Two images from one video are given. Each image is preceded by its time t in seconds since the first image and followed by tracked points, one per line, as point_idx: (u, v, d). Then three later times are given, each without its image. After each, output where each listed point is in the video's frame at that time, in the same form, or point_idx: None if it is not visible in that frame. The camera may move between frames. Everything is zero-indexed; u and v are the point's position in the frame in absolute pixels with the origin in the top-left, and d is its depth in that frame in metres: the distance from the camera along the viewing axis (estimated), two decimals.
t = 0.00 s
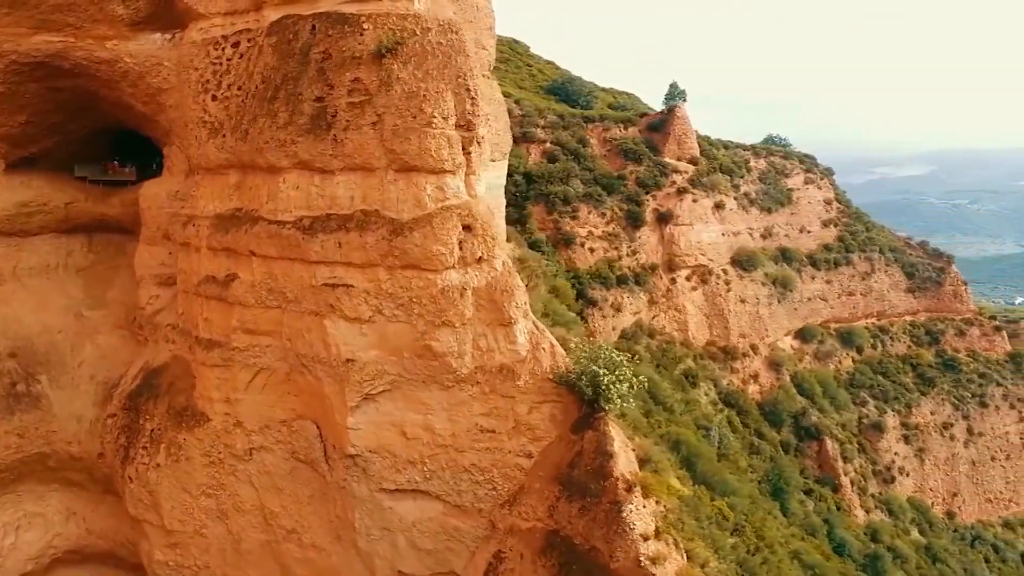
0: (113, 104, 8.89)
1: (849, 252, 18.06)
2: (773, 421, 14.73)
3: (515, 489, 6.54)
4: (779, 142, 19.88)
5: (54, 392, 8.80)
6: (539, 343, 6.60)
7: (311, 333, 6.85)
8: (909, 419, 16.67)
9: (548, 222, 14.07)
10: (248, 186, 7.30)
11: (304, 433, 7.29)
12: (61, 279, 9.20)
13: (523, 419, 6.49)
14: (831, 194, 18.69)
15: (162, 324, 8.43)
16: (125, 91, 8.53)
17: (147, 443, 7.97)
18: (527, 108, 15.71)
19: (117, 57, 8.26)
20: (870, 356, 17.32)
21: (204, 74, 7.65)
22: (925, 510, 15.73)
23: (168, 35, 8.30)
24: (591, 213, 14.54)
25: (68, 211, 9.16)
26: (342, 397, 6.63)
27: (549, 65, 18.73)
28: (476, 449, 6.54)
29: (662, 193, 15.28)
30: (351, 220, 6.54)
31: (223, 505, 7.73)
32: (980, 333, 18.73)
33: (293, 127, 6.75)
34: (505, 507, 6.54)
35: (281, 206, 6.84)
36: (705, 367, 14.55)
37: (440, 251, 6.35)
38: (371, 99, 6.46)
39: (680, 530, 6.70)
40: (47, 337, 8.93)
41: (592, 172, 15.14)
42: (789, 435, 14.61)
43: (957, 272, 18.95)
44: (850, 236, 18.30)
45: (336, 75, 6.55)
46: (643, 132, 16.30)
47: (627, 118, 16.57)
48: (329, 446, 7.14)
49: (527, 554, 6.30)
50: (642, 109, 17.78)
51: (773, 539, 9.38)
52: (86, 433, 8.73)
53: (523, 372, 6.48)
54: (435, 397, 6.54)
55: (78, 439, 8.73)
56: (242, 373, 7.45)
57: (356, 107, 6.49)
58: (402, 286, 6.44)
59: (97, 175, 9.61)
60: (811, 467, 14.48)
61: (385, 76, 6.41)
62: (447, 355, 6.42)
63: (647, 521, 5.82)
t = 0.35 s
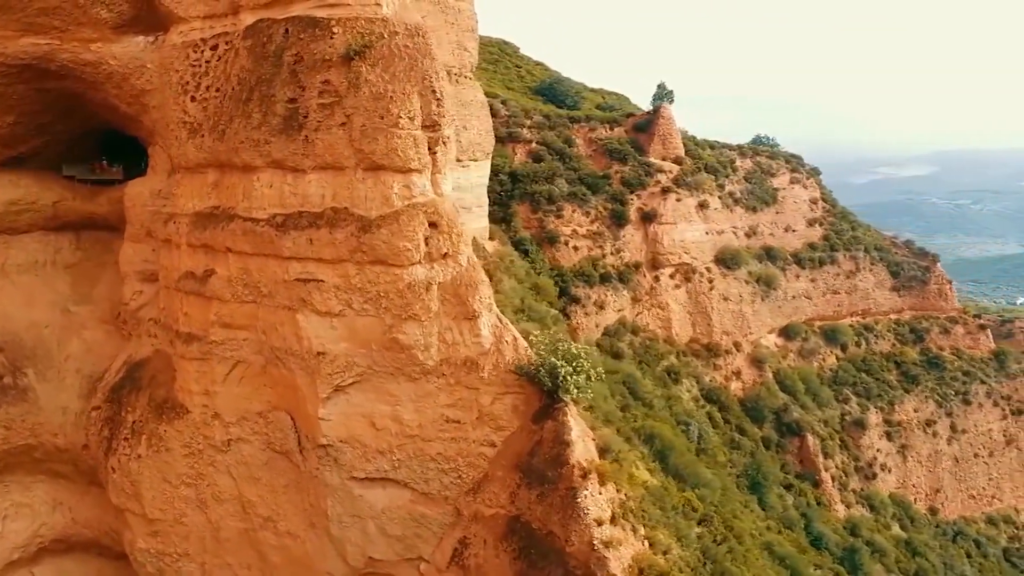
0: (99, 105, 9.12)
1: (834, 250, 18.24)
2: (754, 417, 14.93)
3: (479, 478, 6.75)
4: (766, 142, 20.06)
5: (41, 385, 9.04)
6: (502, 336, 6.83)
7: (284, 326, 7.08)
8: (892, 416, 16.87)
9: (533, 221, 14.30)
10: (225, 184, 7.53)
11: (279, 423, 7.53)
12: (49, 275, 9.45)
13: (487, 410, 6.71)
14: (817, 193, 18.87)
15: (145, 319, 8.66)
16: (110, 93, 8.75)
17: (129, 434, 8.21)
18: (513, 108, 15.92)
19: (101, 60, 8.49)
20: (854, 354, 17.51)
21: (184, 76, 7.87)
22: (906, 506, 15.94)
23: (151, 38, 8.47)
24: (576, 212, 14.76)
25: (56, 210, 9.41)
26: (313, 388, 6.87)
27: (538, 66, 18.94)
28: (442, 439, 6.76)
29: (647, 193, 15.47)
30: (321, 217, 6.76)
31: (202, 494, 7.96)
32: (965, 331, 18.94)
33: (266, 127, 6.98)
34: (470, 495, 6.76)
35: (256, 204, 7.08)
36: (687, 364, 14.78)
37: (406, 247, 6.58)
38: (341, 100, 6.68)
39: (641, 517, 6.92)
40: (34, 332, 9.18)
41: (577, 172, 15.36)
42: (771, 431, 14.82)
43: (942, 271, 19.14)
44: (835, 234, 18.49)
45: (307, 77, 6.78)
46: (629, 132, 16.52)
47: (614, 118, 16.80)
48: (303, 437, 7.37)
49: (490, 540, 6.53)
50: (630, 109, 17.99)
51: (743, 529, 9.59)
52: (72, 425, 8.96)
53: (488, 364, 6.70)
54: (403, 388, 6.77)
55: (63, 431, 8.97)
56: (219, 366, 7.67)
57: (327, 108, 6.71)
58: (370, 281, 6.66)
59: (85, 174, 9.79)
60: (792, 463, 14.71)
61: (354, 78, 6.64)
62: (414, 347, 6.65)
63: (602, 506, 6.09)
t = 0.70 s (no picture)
0: (90, 105, 9.35)
1: (825, 249, 18.36)
2: (742, 414, 15.11)
3: (452, 467, 6.95)
4: (760, 142, 20.20)
5: (33, 378, 9.30)
6: (475, 330, 7.00)
7: (265, 320, 7.30)
8: (881, 413, 17.02)
9: (523, 220, 14.49)
10: (210, 183, 7.75)
11: (261, 415, 7.74)
12: (43, 272, 9.70)
13: (459, 401, 6.90)
14: (809, 193, 19.01)
15: (135, 314, 8.89)
16: (101, 94, 8.98)
17: (118, 426, 8.44)
18: (505, 109, 16.11)
19: (91, 61, 8.71)
20: (844, 352, 17.66)
21: (171, 78, 8.09)
22: (894, 502, 16.11)
23: (140, 40, 8.67)
24: (566, 211, 14.95)
25: (50, 208, 9.66)
26: (293, 380, 7.09)
27: (532, 66, 19.13)
28: (416, 429, 6.97)
29: (637, 192, 15.65)
30: (300, 214, 6.97)
31: (188, 484, 8.18)
32: (956, 329, 19.07)
33: (247, 127, 7.20)
34: (443, 484, 6.97)
35: (237, 202, 7.29)
36: (676, 362, 14.97)
37: (381, 243, 6.79)
38: (319, 101, 6.89)
39: (609, 506, 7.12)
40: (28, 327, 9.44)
41: (567, 171, 15.53)
42: (758, 428, 15.01)
43: (933, 270, 19.27)
44: (827, 234, 18.62)
45: (286, 78, 7.00)
46: (620, 132, 16.69)
47: (605, 118, 16.98)
48: (283, 428, 7.58)
49: (461, 527, 6.74)
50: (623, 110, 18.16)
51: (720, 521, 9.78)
52: (63, 417, 9.21)
53: (460, 357, 6.89)
54: (379, 380, 6.99)
55: (55, 423, 9.22)
56: (204, 359, 7.90)
57: (305, 109, 6.92)
58: (347, 276, 6.88)
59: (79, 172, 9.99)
60: (779, 459, 14.92)
61: (331, 80, 6.86)
62: (389, 341, 6.87)
63: (566, 494, 6.29)
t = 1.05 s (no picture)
0: (79, 106, 9.56)
1: (813, 248, 18.51)
2: (727, 411, 15.34)
3: (422, 457, 7.18)
4: (750, 142, 20.37)
5: (22, 372, 9.59)
6: (444, 324, 7.23)
7: (242, 315, 7.53)
8: (867, 410, 17.20)
9: (510, 219, 14.70)
10: (190, 182, 7.99)
11: (240, 407, 7.99)
12: (34, 269, 9.95)
13: (428, 393, 7.15)
14: (797, 193, 19.20)
15: (120, 309, 9.12)
16: (89, 95, 9.20)
17: (103, 419, 8.67)
18: (494, 109, 16.32)
19: (79, 63, 8.92)
20: (831, 350, 17.83)
21: (155, 81, 8.33)
22: (878, 498, 16.32)
23: (126, 43, 8.90)
24: (553, 210, 15.17)
25: (41, 207, 9.91)
26: (268, 374, 7.33)
27: (523, 67, 19.35)
28: (386, 420, 7.21)
29: (624, 191, 15.86)
30: (274, 212, 7.19)
31: (170, 475, 8.42)
32: (943, 328, 19.24)
33: (224, 128, 7.43)
34: (412, 473, 7.21)
35: (215, 200, 7.52)
36: (661, 359, 15.17)
37: (353, 241, 7.01)
38: (293, 103, 7.11)
39: (575, 495, 7.34)
40: (17, 322, 9.72)
41: (555, 171, 15.74)
42: (743, 424, 15.26)
43: (921, 269, 19.44)
44: (815, 233, 18.78)
45: (262, 81, 7.22)
46: (608, 132, 16.90)
47: (593, 118, 17.20)
48: (261, 420, 7.82)
49: (430, 515, 6.96)
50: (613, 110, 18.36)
51: (694, 513, 10.00)
52: (51, 410, 9.50)
53: (429, 350, 7.12)
54: (351, 372, 7.22)
55: (43, 416, 9.51)
56: (186, 354, 8.13)
57: (279, 110, 7.14)
58: (319, 272, 7.10)
59: (69, 172, 10.26)
60: (763, 455, 15.16)
61: (304, 82, 7.08)
62: (360, 335, 7.10)
63: (526, 482, 6.53)
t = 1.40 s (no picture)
0: (70, 108, 9.78)
1: (803, 247, 18.65)
2: (714, 408, 15.54)
3: (396, 449, 7.40)
4: (743, 142, 20.54)
5: (14, 367, 9.84)
6: (418, 320, 7.42)
7: (223, 311, 7.75)
8: (855, 408, 17.34)
9: (499, 219, 14.89)
10: (175, 181, 8.21)
11: (223, 402, 8.21)
12: (27, 267, 10.18)
13: (402, 387, 7.37)
14: (788, 193, 19.36)
15: (109, 306, 9.35)
16: (79, 97, 9.41)
17: (92, 413, 8.90)
18: (485, 110, 16.52)
19: (69, 66, 9.12)
20: (821, 349, 17.98)
21: (141, 83, 8.55)
22: (865, 495, 16.46)
23: (115, 46, 9.04)
24: (542, 210, 15.36)
25: (34, 205, 10.15)
26: (248, 368, 7.55)
27: (517, 68, 19.56)
28: (362, 414, 7.42)
29: (613, 191, 16.05)
30: (254, 211, 7.41)
31: (156, 467, 8.63)
32: (934, 326, 19.34)
33: (206, 129, 7.65)
34: (387, 465, 7.41)
35: (198, 199, 7.74)
36: (649, 356, 15.36)
37: (329, 238, 7.22)
38: (271, 105, 7.33)
39: (546, 487, 7.53)
40: (10, 319, 9.95)
41: (545, 171, 15.94)
42: (730, 421, 15.47)
43: (911, 268, 19.59)
44: (806, 232, 18.92)
45: (242, 83, 7.43)
46: (598, 133, 17.10)
47: (584, 119, 17.40)
48: (242, 413, 8.03)
49: (403, 506, 7.16)
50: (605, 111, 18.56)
51: (672, 507, 10.18)
52: (43, 404, 9.75)
53: (403, 345, 7.33)
54: (328, 366, 7.43)
55: (34, 410, 9.75)
56: (171, 349, 8.34)
57: (259, 112, 7.36)
58: (296, 269, 7.31)
59: (62, 172, 10.46)
60: (750, 452, 15.36)
61: (282, 85, 7.29)
62: (337, 330, 7.31)
63: (494, 473, 6.72)
